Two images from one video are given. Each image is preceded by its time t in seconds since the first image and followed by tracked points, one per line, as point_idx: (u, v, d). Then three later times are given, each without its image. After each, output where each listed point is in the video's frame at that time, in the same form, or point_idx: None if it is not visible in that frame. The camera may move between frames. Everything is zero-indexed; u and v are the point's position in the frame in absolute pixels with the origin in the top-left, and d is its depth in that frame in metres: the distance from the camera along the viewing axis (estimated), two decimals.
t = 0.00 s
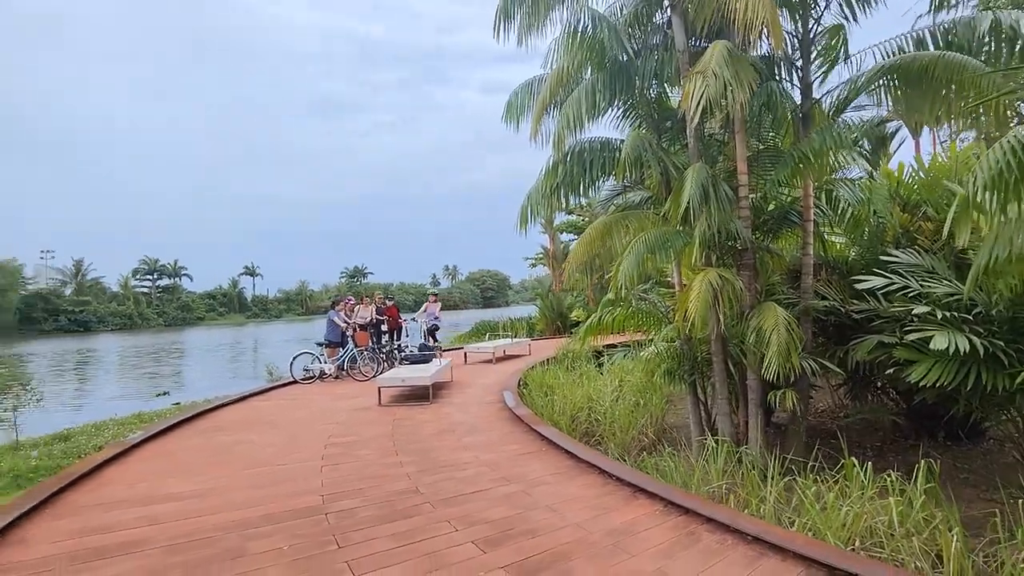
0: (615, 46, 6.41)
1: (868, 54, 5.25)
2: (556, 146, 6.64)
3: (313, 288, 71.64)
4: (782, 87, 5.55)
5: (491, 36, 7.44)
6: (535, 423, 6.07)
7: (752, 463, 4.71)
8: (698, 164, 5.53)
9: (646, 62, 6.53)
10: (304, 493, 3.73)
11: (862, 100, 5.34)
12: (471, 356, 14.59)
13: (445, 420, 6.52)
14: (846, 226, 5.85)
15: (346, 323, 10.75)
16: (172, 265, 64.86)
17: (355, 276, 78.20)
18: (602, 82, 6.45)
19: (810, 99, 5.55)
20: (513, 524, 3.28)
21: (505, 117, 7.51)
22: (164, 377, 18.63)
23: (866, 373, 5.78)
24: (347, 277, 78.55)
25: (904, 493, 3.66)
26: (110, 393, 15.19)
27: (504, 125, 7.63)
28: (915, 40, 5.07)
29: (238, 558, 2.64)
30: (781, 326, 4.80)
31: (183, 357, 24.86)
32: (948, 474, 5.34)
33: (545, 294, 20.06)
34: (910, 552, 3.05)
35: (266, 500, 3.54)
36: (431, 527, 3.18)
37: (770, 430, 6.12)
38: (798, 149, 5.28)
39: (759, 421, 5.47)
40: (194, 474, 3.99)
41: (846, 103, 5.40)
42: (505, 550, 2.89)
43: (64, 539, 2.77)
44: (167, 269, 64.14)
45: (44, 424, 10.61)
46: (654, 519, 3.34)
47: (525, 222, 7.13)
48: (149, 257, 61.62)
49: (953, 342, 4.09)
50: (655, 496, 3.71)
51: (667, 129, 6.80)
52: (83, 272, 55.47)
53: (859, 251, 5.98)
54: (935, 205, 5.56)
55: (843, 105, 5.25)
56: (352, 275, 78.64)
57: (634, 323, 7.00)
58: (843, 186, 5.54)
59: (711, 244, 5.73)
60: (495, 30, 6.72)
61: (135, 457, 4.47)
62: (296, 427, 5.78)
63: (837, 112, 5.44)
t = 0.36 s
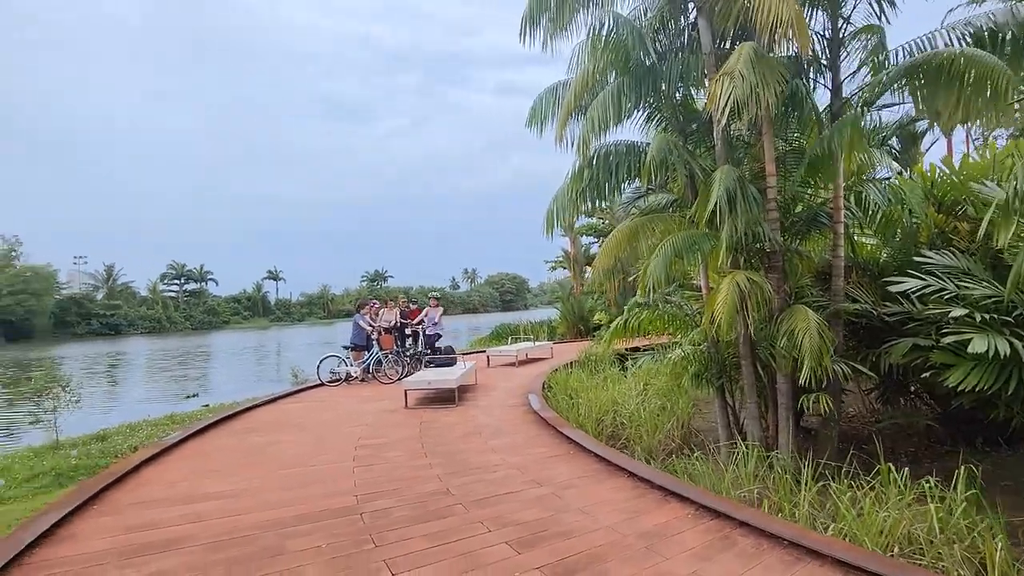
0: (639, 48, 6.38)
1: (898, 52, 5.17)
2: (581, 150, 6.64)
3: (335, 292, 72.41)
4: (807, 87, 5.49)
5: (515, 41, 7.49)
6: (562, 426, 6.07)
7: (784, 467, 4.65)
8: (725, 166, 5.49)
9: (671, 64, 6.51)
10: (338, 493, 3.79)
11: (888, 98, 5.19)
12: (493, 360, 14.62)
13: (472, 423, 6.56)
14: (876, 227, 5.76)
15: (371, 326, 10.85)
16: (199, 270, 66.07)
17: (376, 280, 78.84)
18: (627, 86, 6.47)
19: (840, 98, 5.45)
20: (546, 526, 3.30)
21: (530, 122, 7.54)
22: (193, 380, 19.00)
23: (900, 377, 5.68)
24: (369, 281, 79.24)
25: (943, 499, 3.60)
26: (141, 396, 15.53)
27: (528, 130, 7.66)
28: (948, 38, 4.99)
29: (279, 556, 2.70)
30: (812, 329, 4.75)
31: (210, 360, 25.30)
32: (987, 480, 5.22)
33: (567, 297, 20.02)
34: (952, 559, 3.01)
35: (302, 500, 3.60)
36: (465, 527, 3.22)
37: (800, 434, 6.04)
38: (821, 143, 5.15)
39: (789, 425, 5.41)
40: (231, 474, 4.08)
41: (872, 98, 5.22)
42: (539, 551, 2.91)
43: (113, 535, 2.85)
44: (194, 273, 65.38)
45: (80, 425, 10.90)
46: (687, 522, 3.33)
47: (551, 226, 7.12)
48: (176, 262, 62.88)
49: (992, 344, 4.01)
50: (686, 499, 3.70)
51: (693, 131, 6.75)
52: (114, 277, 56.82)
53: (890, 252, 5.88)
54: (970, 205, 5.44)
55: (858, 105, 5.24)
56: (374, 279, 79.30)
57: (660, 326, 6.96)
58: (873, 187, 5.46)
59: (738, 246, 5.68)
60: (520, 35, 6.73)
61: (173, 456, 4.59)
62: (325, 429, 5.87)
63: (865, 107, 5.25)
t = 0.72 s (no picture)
0: (667, 49, 6.37)
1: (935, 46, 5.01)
2: (612, 153, 6.61)
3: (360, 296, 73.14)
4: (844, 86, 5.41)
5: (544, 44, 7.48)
6: (594, 429, 6.03)
7: (824, 473, 4.56)
8: (759, 167, 5.40)
9: (701, 66, 6.45)
10: (378, 495, 3.83)
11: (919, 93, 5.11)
12: (520, 363, 14.59)
13: (503, 426, 6.55)
14: (916, 226, 5.62)
15: (399, 330, 10.90)
16: (228, 275, 67.25)
17: (397, 283, 79.54)
18: (657, 87, 6.43)
19: (877, 95, 5.28)
20: (586, 530, 3.28)
21: (559, 125, 7.53)
22: (223, 383, 19.36)
23: (943, 379, 5.53)
24: (393, 285, 79.88)
25: (995, 506, 3.50)
26: (175, 399, 15.85)
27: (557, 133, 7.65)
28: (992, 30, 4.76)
29: (324, 556, 2.74)
30: (853, 332, 4.65)
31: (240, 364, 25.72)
32: None
33: (591, 300, 19.92)
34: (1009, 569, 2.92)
35: (343, 501, 3.64)
36: (505, 531, 3.22)
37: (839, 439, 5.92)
38: (852, 132, 5.11)
39: (828, 429, 5.30)
40: (271, 476, 4.14)
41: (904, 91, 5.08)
42: (582, 555, 2.90)
43: (164, 533, 2.92)
44: (223, 279, 66.59)
45: (118, 427, 11.17)
46: (730, 527, 3.28)
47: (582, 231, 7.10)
48: (206, 269, 64.17)
49: None
50: (727, 504, 3.65)
51: (724, 132, 6.68)
52: (146, 283, 58.20)
53: (931, 252, 5.72)
54: (1016, 202, 5.27)
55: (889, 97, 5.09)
56: (398, 283, 79.95)
57: (692, 330, 6.88)
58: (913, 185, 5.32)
59: (773, 248, 5.59)
60: (550, 39, 6.73)
61: (214, 458, 4.67)
62: (359, 432, 5.92)
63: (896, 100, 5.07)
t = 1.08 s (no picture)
0: (700, 47, 6.26)
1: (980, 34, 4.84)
2: (644, 153, 6.53)
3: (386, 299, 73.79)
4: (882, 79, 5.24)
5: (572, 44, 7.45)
6: (627, 431, 5.95)
7: (870, 476, 4.43)
8: (795, 163, 5.27)
9: (734, 63, 6.35)
10: (417, 495, 3.84)
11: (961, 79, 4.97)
12: (547, 365, 14.55)
13: (536, 427, 6.53)
14: (961, 222, 5.45)
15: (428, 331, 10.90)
16: (257, 280, 68.36)
17: (422, 285, 80.08)
18: (689, 86, 6.30)
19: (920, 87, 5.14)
20: (628, 532, 3.24)
21: (589, 126, 7.49)
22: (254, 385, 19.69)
23: (992, 379, 5.35)
24: (417, 288, 80.47)
25: None
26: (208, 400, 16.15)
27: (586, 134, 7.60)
28: None
29: (369, 555, 2.75)
30: (898, 332, 4.52)
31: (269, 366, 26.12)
32: None
33: (617, 301, 19.79)
34: None
35: (383, 501, 3.66)
36: (547, 532, 3.20)
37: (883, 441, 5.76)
38: (894, 126, 4.96)
39: (871, 431, 5.16)
40: (311, 476, 4.17)
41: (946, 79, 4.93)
42: (626, 557, 2.87)
43: (212, 532, 2.96)
44: (252, 283, 67.77)
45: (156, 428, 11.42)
46: (776, 531, 3.21)
47: (614, 231, 7.05)
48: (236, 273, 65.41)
49: None
50: (771, 507, 3.57)
51: (757, 129, 6.59)
52: (178, 287, 59.52)
53: (977, 248, 5.53)
54: None
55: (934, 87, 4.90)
56: (422, 285, 80.49)
57: (727, 330, 6.76)
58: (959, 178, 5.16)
59: (810, 246, 5.47)
60: (581, 40, 6.68)
61: (253, 458, 4.74)
62: (393, 433, 5.94)
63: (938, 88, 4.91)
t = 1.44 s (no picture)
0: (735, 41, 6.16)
1: None
2: (678, 150, 6.47)
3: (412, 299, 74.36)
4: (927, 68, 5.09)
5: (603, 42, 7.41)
6: (663, 429, 5.89)
7: (917, 476, 4.32)
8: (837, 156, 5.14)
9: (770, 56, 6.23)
10: (457, 492, 3.86)
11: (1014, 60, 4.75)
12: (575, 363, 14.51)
13: (569, 426, 6.52)
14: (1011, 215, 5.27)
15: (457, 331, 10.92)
16: (285, 281, 69.53)
17: (447, 285, 80.52)
18: (724, 82, 6.27)
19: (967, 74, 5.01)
20: (671, 529, 3.22)
21: (620, 124, 7.45)
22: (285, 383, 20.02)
23: None
24: (443, 287, 80.91)
25: None
26: (241, 399, 16.45)
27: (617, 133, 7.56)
28: None
29: (415, 549, 2.78)
30: (947, 329, 4.39)
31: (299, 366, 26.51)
32: None
33: (645, 299, 19.64)
34: None
35: (424, 497, 3.69)
36: (589, 528, 3.19)
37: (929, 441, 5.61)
38: (941, 118, 4.80)
39: (917, 430, 5.03)
40: (351, 472, 4.23)
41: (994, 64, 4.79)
42: (671, 554, 2.85)
43: (261, 525, 3.03)
44: (281, 284, 68.88)
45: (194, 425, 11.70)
46: (824, 531, 3.15)
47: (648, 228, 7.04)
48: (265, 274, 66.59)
49: None
50: (817, 507, 3.50)
51: (794, 122, 6.47)
52: (210, 289, 60.81)
53: None
54: None
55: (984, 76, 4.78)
56: (448, 285, 80.92)
57: (763, 328, 6.64)
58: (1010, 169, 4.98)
59: (851, 241, 5.35)
60: (613, 40, 6.68)
61: (294, 454, 4.83)
62: (428, 431, 5.99)
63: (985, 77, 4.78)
